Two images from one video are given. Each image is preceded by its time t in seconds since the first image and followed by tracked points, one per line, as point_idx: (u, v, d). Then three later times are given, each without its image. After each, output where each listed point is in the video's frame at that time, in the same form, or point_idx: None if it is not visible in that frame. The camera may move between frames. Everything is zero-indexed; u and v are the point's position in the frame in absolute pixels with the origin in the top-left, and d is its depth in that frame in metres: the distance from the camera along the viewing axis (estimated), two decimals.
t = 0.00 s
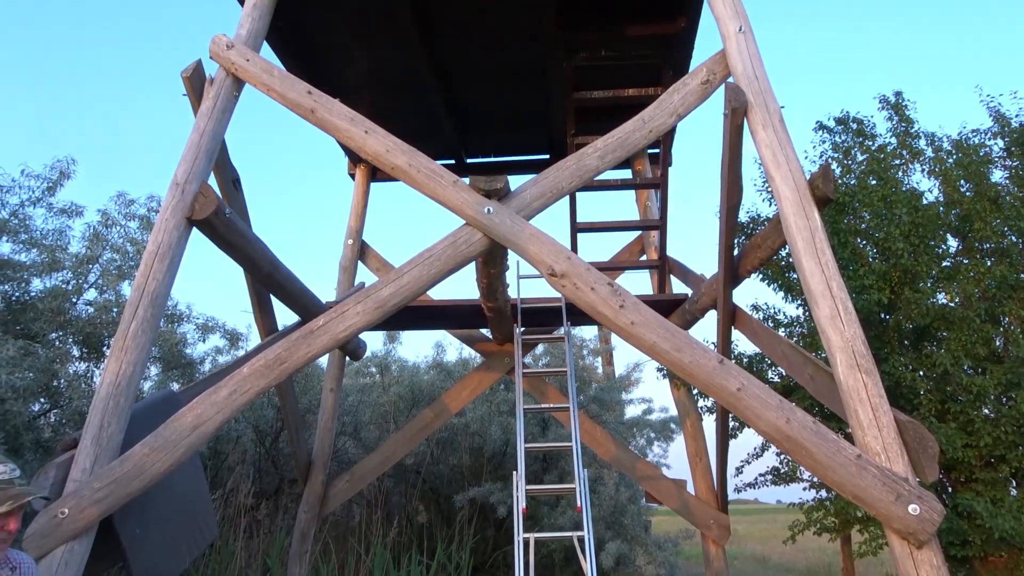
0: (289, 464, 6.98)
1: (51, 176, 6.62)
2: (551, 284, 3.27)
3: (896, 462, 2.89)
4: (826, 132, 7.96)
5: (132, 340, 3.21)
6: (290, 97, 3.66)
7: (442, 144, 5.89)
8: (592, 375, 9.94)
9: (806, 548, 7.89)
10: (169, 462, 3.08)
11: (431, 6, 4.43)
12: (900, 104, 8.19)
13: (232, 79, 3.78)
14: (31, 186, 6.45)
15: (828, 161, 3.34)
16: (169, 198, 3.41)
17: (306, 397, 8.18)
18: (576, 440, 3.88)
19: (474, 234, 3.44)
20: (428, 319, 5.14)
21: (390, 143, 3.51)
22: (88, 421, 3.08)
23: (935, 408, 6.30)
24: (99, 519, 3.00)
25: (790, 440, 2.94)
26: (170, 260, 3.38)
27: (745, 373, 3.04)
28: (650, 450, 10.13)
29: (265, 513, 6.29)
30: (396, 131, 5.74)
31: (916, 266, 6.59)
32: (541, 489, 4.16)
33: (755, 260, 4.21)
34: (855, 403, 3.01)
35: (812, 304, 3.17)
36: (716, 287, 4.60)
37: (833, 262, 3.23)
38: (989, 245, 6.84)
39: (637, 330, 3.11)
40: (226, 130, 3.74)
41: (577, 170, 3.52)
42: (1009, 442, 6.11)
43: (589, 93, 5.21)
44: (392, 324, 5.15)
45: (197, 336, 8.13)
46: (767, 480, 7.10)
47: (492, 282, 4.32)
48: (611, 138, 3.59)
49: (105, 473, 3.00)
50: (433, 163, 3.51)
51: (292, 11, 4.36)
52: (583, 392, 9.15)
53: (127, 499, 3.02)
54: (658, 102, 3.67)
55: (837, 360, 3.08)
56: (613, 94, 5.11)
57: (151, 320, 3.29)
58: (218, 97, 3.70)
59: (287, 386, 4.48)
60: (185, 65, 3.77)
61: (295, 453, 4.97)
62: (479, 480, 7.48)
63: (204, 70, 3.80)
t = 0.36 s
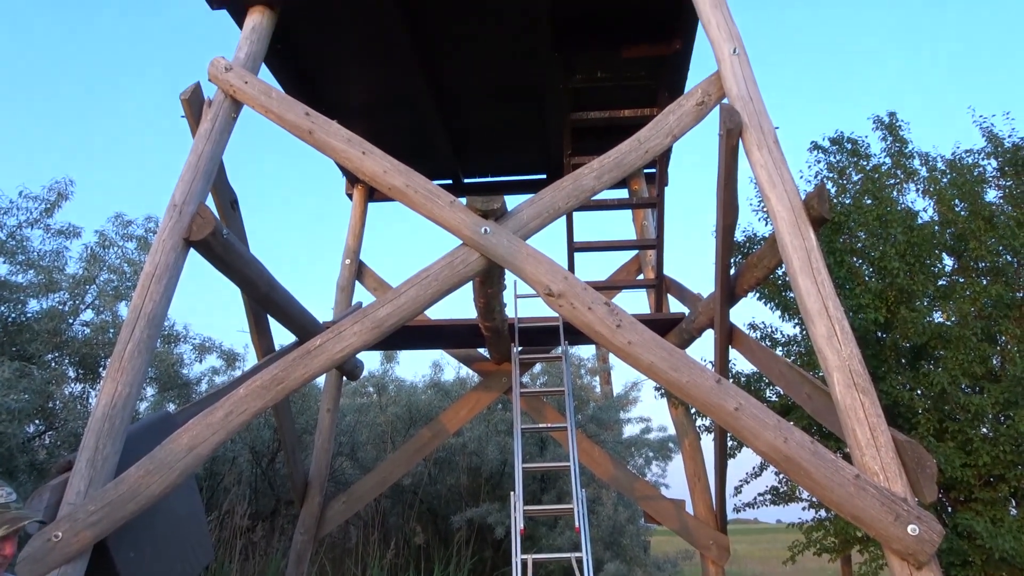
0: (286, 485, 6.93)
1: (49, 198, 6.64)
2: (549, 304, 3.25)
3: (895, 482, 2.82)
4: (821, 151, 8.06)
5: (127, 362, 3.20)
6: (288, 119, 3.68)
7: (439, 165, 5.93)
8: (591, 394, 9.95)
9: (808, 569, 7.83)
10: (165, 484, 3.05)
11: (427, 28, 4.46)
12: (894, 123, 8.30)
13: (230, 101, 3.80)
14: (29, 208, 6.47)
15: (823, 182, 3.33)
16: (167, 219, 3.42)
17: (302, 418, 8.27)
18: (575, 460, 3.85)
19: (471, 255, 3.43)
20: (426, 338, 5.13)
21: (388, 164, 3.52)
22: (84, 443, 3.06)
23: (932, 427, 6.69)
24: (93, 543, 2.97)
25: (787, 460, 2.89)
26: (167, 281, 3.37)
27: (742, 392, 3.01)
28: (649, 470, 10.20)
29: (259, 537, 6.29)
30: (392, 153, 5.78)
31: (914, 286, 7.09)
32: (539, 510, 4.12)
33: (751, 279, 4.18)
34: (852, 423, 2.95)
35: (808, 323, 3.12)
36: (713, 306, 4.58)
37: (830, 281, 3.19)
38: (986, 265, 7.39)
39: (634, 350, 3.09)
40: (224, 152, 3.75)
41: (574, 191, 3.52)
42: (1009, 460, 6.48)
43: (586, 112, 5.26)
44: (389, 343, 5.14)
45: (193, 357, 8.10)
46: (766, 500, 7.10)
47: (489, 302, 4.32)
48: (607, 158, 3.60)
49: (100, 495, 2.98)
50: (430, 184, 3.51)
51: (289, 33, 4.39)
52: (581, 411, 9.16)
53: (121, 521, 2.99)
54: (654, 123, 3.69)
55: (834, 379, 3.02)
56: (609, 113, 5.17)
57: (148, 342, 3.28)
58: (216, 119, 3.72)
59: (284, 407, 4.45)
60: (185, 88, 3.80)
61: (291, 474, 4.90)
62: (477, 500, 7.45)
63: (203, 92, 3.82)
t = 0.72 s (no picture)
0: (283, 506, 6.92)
1: (49, 219, 6.66)
2: (548, 324, 3.25)
3: (896, 500, 2.79)
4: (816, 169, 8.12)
5: (126, 383, 3.18)
6: (288, 140, 3.70)
7: (438, 185, 5.96)
8: (591, 413, 9.96)
9: None
10: (163, 506, 3.01)
11: (425, 50, 4.50)
12: (889, 140, 8.36)
13: (230, 123, 3.82)
14: (29, 228, 6.50)
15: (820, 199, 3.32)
16: (166, 240, 3.43)
17: (300, 438, 8.33)
18: (575, 480, 3.81)
19: (470, 274, 3.42)
20: (425, 357, 5.11)
21: (387, 185, 3.54)
22: (81, 464, 3.04)
23: (933, 445, 6.73)
24: (89, 566, 2.92)
25: (788, 479, 2.87)
26: (166, 301, 3.36)
27: (742, 411, 2.99)
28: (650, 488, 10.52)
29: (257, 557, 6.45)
30: (391, 173, 5.81)
31: (912, 302, 7.14)
32: (540, 530, 4.07)
33: (750, 296, 4.18)
34: (853, 441, 2.93)
35: (807, 340, 3.11)
36: (712, 324, 4.57)
37: (829, 300, 3.18)
38: (983, 280, 7.48)
39: (634, 369, 3.08)
40: (224, 173, 3.77)
41: (572, 210, 3.52)
42: (1011, 476, 6.53)
43: (583, 132, 5.28)
44: (388, 363, 5.12)
45: (191, 377, 8.13)
46: (767, 519, 7.07)
47: (488, 321, 4.32)
48: (606, 177, 3.61)
49: (96, 518, 2.94)
50: (429, 204, 3.52)
51: (289, 56, 4.43)
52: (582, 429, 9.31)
53: (118, 544, 2.94)
54: (651, 142, 3.71)
55: (834, 397, 3.00)
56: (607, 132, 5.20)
57: (147, 363, 3.27)
58: (216, 140, 3.74)
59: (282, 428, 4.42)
60: (185, 110, 3.83)
61: (290, 495, 4.84)
62: (475, 519, 7.62)
63: (203, 113, 3.84)
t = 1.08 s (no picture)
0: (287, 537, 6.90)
1: (56, 250, 6.71)
2: (552, 352, 3.24)
3: (907, 531, 2.74)
4: (819, 196, 8.20)
5: (130, 414, 3.17)
6: (293, 171, 3.74)
7: (442, 214, 5.99)
8: (596, 441, 9.97)
9: None
10: (166, 539, 2.98)
11: (430, 84, 4.56)
12: (890, 168, 8.47)
13: (236, 155, 3.86)
14: (35, 260, 6.54)
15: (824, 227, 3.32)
16: (172, 270, 3.45)
17: (304, 468, 8.36)
18: (581, 509, 3.76)
19: (474, 303, 3.42)
20: (429, 386, 5.09)
21: (392, 215, 3.55)
22: (84, 498, 3.02)
23: (943, 474, 6.95)
24: None
25: (796, 509, 2.83)
26: (171, 332, 3.36)
27: (749, 440, 2.97)
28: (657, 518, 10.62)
29: None
30: (395, 202, 5.85)
31: (918, 328, 7.37)
32: (545, 561, 4.01)
33: (756, 323, 4.14)
34: (862, 470, 2.89)
35: (813, 368, 3.09)
36: (717, 352, 4.56)
37: (834, 327, 3.16)
38: (989, 305, 7.67)
39: (639, 398, 3.06)
40: (230, 204, 3.80)
41: (576, 239, 3.52)
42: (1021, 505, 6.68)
43: (586, 162, 5.27)
44: (392, 392, 5.10)
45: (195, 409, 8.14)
46: (777, 548, 7.00)
47: (493, 350, 4.32)
48: (609, 206, 3.62)
49: (99, 551, 2.91)
50: (433, 234, 3.53)
51: (295, 89, 4.48)
52: (589, 458, 9.32)
53: None
54: (654, 171, 3.73)
55: (841, 426, 2.98)
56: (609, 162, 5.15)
57: (152, 394, 3.26)
58: (222, 172, 3.77)
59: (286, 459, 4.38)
60: (192, 142, 3.86)
61: (293, 527, 4.78)
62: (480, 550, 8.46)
63: (210, 145, 3.88)
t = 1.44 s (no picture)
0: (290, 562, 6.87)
1: (61, 274, 6.74)
2: (556, 376, 3.23)
3: (915, 556, 2.70)
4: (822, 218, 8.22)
5: (133, 439, 3.15)
6: (298, 196, 3.76)
7: (446, 237, 6.02)
8: (601, 464, 9.98)
9: None
10: (167, 565, 2.96)
11: (435, 110, 4.61)
12: (893, 190, 8.52)
13: (242, 179, 3.89)
14: (41, 284, 6.57)
15: (826, 250, 3.32)
16: (176, 294, 3.45)
17: (307, 492, 8.33)
18: (585, 534, 3.72)
19: (478, 326, 3.42)
20: (432, 409, 5.07)
21: (396, 238, 3.57)
22: (85, 523, 2.98)
23: (950, 496, 6.96)
24: None
25: (803, 534, 2.80)
26: (176, 356, 3.36)
27: (754, 464, 2.95)
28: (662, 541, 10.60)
29: None
30: (399, 225, 5.87)
31: (923, 351, 7.41)
32: None
33: (759, 345, 4.11)
34: (868, 494, 2.86)
35: (818, 392, 3.07)
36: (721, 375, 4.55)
37: (838, 350, 3.15)
38: (994, 327, 7.71)
39: (643, 422, 3.05)
40: (235, 228, 3.82)
41: (579, 262, 3.53)
42: None
43: (589, 185, 5.27)
44: (395, 415, 5.09)
45: (198, 433, 8.16)
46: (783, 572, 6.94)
47: (496, 372, 4.31)
48: (612, 229, 3.63)
49: None
50: (437, 258, 3.54)
51: (301, 114, 4.52)
52: (591, 481, 9.20)
53: None
54: (657, 194, 3.75)
55: (847, 449, 2.95)
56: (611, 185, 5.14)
57: (155, 418, 3.25)
58: (228, 197, 3.80)
59: (289, 483, 4.36)
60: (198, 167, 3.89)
61: (295, 551, 4.72)
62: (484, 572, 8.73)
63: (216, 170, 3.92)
